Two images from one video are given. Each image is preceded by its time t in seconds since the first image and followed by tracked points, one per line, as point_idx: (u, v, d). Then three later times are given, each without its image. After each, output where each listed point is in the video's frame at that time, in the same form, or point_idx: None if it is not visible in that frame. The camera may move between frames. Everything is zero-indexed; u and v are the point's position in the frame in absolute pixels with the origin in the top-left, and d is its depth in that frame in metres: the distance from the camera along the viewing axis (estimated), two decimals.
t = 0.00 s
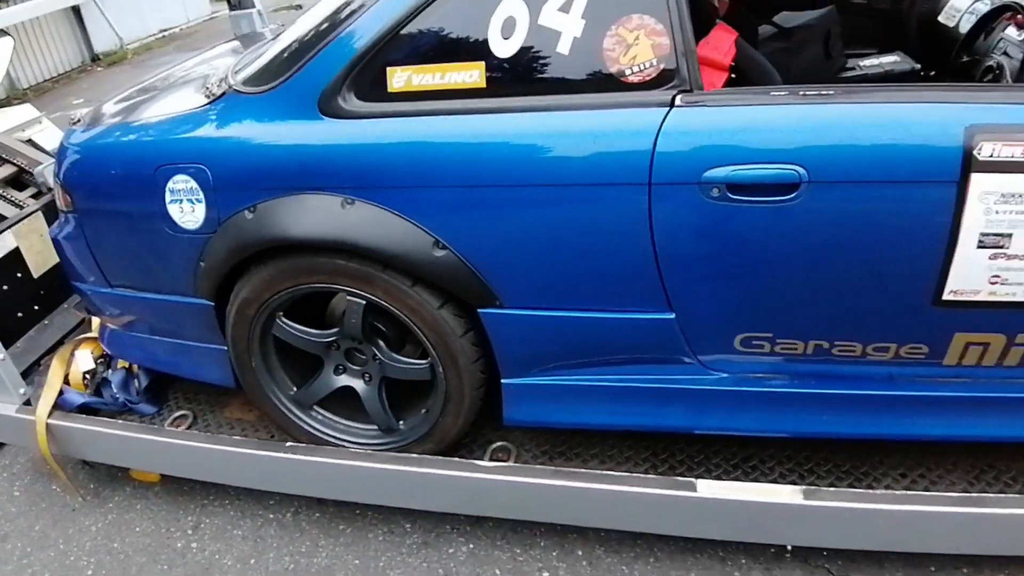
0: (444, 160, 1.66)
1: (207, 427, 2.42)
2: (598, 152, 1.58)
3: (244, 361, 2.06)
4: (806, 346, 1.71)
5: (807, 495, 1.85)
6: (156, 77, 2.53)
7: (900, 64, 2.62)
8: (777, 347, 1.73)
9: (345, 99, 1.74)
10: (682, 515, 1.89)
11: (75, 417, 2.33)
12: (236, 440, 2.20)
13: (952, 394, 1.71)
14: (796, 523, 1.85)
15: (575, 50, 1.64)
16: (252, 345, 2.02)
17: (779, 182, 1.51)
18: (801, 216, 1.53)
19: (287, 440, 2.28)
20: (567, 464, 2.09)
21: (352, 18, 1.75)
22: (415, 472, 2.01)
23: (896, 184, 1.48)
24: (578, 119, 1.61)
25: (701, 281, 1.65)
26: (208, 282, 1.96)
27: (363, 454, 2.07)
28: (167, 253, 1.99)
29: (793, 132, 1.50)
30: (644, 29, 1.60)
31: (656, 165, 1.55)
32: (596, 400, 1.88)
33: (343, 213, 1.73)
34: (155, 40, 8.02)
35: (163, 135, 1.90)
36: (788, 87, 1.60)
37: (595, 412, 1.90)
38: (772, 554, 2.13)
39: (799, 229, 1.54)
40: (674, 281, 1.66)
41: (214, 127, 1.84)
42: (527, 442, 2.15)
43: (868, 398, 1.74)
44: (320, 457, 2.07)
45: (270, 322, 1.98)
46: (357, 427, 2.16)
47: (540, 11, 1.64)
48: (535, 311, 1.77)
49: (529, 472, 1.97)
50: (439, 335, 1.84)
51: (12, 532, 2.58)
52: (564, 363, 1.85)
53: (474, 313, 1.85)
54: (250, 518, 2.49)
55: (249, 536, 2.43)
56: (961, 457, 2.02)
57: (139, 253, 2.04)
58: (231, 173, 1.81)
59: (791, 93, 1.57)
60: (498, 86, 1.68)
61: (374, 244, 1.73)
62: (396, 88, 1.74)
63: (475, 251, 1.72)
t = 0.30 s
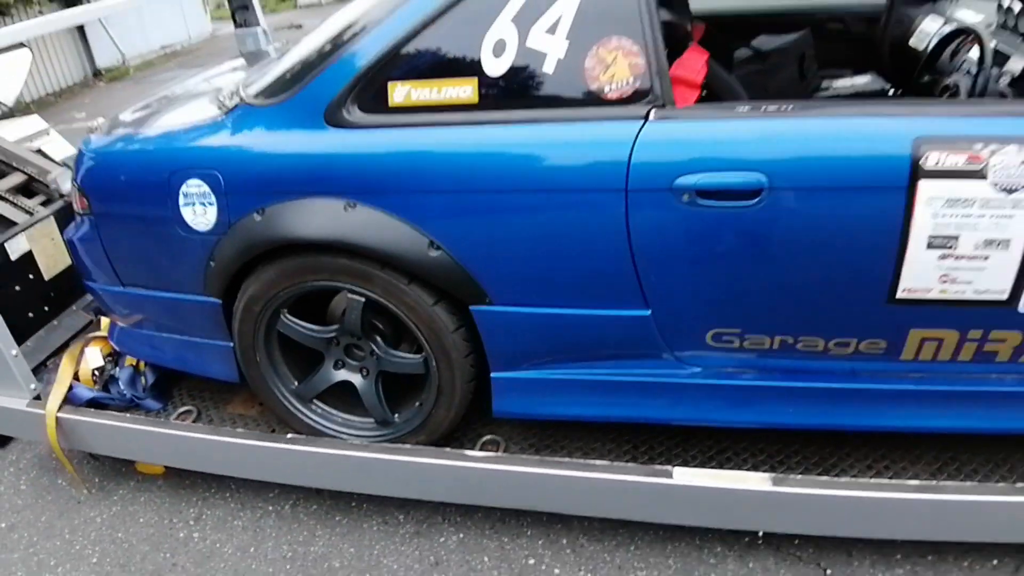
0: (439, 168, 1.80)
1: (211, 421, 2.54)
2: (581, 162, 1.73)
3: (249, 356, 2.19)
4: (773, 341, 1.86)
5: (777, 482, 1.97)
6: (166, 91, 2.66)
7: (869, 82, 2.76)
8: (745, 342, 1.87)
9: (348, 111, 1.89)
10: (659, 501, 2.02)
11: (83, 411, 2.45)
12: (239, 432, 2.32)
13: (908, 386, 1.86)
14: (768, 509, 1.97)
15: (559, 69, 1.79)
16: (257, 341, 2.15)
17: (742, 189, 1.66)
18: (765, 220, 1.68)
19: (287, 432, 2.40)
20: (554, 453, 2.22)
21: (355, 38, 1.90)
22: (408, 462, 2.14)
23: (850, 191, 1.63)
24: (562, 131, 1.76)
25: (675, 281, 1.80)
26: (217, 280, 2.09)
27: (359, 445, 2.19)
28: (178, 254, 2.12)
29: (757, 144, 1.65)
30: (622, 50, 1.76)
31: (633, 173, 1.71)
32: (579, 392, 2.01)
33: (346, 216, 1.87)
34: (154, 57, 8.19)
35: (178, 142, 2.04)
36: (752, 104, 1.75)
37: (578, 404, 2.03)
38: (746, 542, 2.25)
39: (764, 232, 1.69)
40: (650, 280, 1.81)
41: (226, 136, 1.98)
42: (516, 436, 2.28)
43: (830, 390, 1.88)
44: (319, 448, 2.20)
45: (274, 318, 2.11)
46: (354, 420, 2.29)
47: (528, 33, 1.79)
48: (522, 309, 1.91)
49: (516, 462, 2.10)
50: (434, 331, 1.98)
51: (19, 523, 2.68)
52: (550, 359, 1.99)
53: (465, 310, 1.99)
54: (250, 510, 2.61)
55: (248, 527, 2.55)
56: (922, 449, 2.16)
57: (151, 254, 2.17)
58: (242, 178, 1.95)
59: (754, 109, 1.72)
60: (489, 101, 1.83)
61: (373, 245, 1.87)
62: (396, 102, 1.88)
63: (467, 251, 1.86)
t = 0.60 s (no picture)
0: (422, 182, 1.92)
1: (200, 425, 2.63)
2: (554, 177, 1.85)
3: (239, 361, 2.28)
4: (736, 347, 1.97)
5: (741, 482, 2.06)
6: (163, 109, 2.78)
7: (839, 108, 2.76)
8: (710, 348, 1.99)
9: (337, 128, 2.00)
10: (629, 502, 2.11)
11: (77, 415, 2.52)
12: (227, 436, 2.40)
13: (864, 390, 1.97)
14: (734, 509, 2.06)
15: (535, 91, 1.92)
16: (247, 346, 2.25)
17: (703, 203, 1.79)
18: (726, 232, 1.80)
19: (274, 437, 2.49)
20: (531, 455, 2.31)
21: (344, 61, 2.02)
22: (390, 464, 2.22)
23: (804, 206, 1.75)
24: (537, 149, 1.88)
25: (642, 289, 1.91)
26: (209, 287, 2.19)
27: (343, 447, 2.28)
28: (173, 263, 2.22)
29: (718, 161, 1.78)
30: (592, 74, 1.89)
31: (602, 188, 1.83)
32: (554, 396, 2.11)
33: (333, 226, 1.98)
34: (149, 76, 8.32)
35: (175, 156, 2.15)
36: (714, 124, 1.88)
37: (552, 408, 2.13)
38: (716, 544, 2.30)
39: (725, 243, 1.81)
40: (619, 289, 1.92)
41: (221, 150, 2.09)
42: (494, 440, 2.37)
43: (790, 394, 1.99)
44: (305, 451, 2.28)
45: (263, 324, 2.21)
46: (339, 425, 2.38)
47: (506, 57, 1.92)
48: (500, 315, 2.02)
49: (494, 464, 2.19)
50: (416, 336, 2.08)
51: (11, 525, 2.74)
52: (526, 365, 2.09)
53: (446, 317, 2.09)
54: (237, 513, 2.68)
55: (235, 529, 2.62)
56: (884, 454, 2.25)
57: (146, 263, 2.26)
58: (235, 190, 2.05)
59: (715, 129, 1.85)
60: (469, 120, 1.95)
61: (359, 253, 1.97)
62: (382, 120, 2.00)
63: (448, 261, 1.97)
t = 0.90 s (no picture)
0: (395, 182, 2.06)
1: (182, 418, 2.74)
2: (517, 178, 2.00)
3: (221, 353, 2.40)
4: (686, 339, 2.11)
5: (693, 466, 2.19)
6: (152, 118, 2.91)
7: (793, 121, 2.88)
8: (663, 339, 2.13)
9: (317, 132, 2.14)
10: (588, 488, 2.23)
11: (61, 408, 2.60)
12: (207, 427, 2.50)
13: (807, 380, 2.10)
14: (686, 492, 2.18)
15: (500, 99, 2.08)
16: (228, 338, 2.37)
17: (653, 202, 1.94)
18: (675, 229, 1.95)
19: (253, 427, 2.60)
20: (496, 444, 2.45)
21: (324, 71, 2.16)
22: (362, 451, 2.33)
23: (746, 205, 1.91)
24: (502, 152, 2.03)
25: (599, 283, 2.06)
26: (193, 281, 2.31)
27: (318, 436, 2.39)
28: (159, 259, 2.33)
29: (666, 164, 1.94)
30: (553, 84, 2.06)
31: (561, 188, 1.98)
32: (518, 385, 2.24)
33: (311, 222, 2.11)
34: (135, 92, 8.43)
35: (164, 157, 2.27)
36: (664, 132, 2.04)
37: (516, 397, 2.26)
38: (672, 529, 2.40)
39: (674, 239, 1.96)
40: (578, 283, 2.06)
41: (209, 151, 2.23)
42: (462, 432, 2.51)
43: (738, 383, 2.13)
44: (282, 440, 2.39)
45: (244, 317, 2.33)
46: (315, 416, 2.49)
47: (474, 67, 2.08)
48: (467, 309, 2.16)
49: (461, 451, 2.31)
50: (388, 328, 2.21)
51: None
52: (492, 356, 2.23)
53: (416, 310, 2.23)
54: (215, 505, 2.75)
55: (213, 520, 2.69)
56: (832, 444, 2.35)
57: (133, 259, 2.37)
58: (221, 188, 2.18)
59: (665, 135, 2.01)
60: (440, 126, 2.11)
61: (335, 248, 2.11)
62: (359, 124, 2.15)
63: (418, 256, 2.11)
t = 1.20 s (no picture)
0: (355, 170, 2.15)
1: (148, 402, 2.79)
2: (472, 166, 2.11)
3: (186, 337, 2.47)
4: (633, 320, 2.24)
5: (639, 440, 2.31)
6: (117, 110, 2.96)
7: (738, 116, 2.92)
8: (611, 320, 2.25)
9: (280, 121, 2.23)
10: (543, 462, 2.34)
11: (26, 393, 2.61)
12: (172, 409, 2.55)
13: (745, 357, 2.24)
14: (633, 463, 2.31)
15: (456, 91, 2.19)
16: (194, 321, 2.44)
17: (599, 189, 2.06)
18: (619, 214, 2.08)
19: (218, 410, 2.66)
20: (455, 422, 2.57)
21: (286, 64, 2.25)
22: (325, 429, 2.41)
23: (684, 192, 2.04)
24: (457, 141, 2.13)
25: (550, 267, 2.17)
26: (158, 266, 2.38)
27: (282, 417, 2.47)
28: (126, 245, 2.39)
29: (611, 154, 2.06)
30: (506, 78, 2.18)
31: (513, 176, 2.09)
32: (474, 365, 2.34)
33: (274, 208, 2.20)
34: (96, 86, 8.33)
35: (131, 147, 2.34)
36: (610, 124, 2.17)
37: (473, 377, 2.37)
38: (622, 501, 2.53)
39: (618, 224, 2.09)
40: (530, 266, 2.18)
41: (175, 140, 2.30)
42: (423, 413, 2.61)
43: (681, 361, 2.26)
44: (246, 420, 2.46)
45: (209, 301, 2.41)
46: (279, 398, 2.58)
47: (430, 61, 2.19)
48: (425, 291, 2.25)
49: (421, 429, 2.40)
50: (348, 310, 2.30)
51: None
52: (449, 338, 2.33)
53: (375, 294, 2.32)
54: (180, 487, 2.73)
55: (178, 500, 2.68)
56: (771, 419, 2.49)
57: (100, 246, 2.43)
58: (186, 176, 2.26)
59: (611, 127, 2.13)
60: (398, 116, 2.21)
61: (297, 233, 2.19)
62: (320, 114, 2.23)
63: (378, 241, 2.20)
